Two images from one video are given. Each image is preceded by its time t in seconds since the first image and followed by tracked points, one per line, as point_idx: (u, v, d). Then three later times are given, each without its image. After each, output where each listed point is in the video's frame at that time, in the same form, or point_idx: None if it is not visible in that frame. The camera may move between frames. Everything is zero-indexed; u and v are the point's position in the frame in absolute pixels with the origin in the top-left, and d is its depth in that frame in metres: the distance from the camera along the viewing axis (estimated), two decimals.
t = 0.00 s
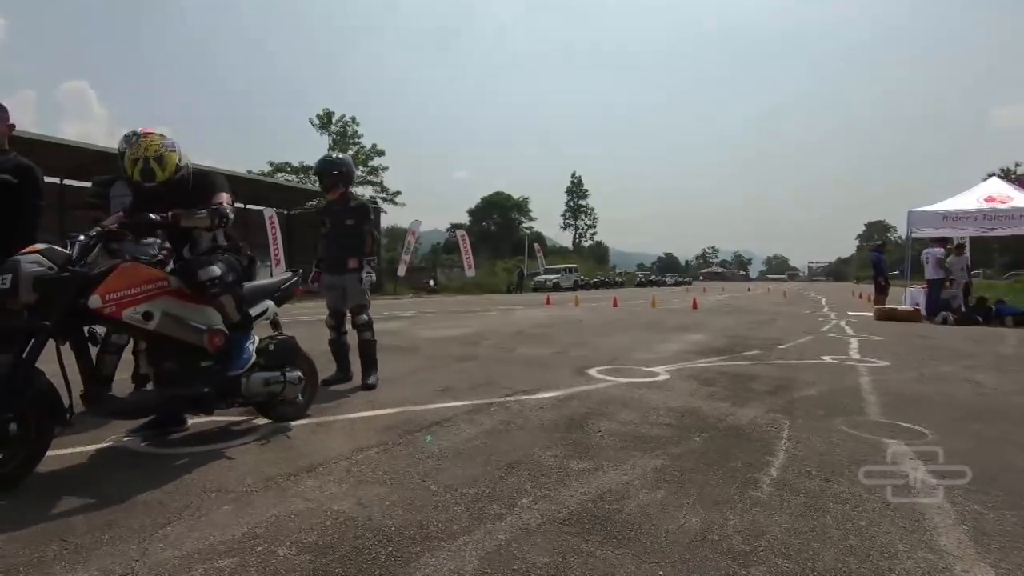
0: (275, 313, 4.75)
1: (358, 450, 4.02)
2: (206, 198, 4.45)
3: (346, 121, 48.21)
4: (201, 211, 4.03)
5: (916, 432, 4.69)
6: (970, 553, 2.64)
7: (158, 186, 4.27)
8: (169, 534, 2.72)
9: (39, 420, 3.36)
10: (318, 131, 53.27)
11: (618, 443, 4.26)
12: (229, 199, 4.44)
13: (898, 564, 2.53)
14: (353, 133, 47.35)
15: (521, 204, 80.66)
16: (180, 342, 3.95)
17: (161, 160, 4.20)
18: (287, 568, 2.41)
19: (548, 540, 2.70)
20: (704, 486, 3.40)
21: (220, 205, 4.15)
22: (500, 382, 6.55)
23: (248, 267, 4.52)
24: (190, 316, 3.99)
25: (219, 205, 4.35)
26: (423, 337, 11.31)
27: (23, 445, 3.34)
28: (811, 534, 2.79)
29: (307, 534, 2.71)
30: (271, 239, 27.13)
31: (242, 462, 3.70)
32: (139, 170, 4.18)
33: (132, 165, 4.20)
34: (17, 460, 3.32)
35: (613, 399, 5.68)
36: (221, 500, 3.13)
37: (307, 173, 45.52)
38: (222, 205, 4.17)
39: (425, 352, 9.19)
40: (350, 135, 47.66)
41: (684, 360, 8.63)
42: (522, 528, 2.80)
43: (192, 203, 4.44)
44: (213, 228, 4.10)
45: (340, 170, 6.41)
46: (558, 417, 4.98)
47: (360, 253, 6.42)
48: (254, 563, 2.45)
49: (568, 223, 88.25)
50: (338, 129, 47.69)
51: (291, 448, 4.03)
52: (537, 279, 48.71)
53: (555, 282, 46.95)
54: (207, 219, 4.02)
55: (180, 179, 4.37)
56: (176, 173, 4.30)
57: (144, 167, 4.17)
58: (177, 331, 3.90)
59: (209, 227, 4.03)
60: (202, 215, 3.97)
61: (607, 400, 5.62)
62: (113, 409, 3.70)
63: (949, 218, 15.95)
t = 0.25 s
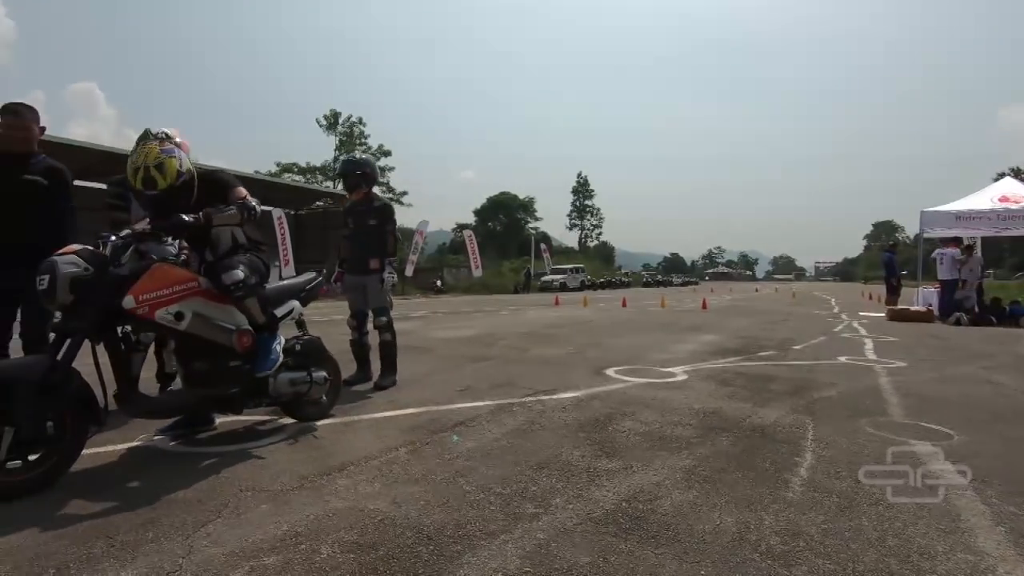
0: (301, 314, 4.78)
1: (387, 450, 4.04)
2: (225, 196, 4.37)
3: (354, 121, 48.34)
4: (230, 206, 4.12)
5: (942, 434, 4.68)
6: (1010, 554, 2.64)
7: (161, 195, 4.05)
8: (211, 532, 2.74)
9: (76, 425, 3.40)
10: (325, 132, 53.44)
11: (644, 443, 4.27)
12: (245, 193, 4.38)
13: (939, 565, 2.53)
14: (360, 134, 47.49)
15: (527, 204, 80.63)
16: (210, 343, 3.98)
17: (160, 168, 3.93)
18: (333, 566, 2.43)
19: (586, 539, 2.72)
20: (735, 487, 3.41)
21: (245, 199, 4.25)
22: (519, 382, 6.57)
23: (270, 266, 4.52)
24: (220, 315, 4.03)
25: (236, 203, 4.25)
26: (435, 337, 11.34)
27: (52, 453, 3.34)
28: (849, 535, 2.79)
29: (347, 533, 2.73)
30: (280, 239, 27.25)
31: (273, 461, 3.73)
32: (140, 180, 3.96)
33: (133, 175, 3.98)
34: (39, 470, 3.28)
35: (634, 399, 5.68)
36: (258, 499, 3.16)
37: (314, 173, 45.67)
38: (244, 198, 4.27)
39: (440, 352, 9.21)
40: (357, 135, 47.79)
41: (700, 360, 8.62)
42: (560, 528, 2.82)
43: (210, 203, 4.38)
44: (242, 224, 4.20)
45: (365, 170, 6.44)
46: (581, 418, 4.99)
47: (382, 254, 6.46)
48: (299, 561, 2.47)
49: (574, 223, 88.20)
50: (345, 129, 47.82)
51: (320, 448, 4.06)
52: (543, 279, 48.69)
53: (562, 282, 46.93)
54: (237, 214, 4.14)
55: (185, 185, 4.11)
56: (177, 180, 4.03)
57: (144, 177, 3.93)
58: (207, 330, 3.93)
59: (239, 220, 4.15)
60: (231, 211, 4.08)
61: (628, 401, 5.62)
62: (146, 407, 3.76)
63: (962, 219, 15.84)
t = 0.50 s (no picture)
0: (343, 313, 4.87)
1: (432, 448, 4.10)
2: (275, 198, 4.46)
3: (380, 123, 48.84)
4: (278, 212, 4.10)
5: (996, 439, 4.55)
6: None
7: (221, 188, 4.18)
8: (272, 525, 2.83)
9: (135, 420, 3.52)
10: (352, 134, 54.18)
11: (687, 445, 4.25)
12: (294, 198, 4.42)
13: (1007, 572, 2.48)
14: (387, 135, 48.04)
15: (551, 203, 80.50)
16: (256, 341, 4.09)
17: (220, 160, 4.08)
18: (394, 560, 2.49)
19: (640, 539, 2.73)
20: (785, 489, 3.38)
21: (294, 205, 4.24)
22: (554, 383, 6.58)
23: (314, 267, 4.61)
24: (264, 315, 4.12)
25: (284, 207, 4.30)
26: (466, 337, 11.42)
27: (111, 448, 3.45)
28: (908, 540, 2.74)
29: (403, 528, 2.79)
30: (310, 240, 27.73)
31: (323, 458, 3.82)
32: (200, 172, 4.09)
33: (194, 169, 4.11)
34: (100, 464, 3.38)
35: (673, 400, 5.65)
36: (313, 494, 3.24)
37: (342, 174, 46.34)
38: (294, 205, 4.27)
39: (473, 352, 9.28)
40: (384, 137, 48.35)
41: (735, 361, 8.52)
42: (613, 527, 2.83)
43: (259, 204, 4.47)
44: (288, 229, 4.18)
45: (407, 171, 6.54)
46: (621, 418, 4.99)
47: (422, 254, 6.55)
48: (360, 554, 2.54)
49: (599, 223, 87.69)
50: (372, 131, 48.39)
51: (366, 445, 4.13)
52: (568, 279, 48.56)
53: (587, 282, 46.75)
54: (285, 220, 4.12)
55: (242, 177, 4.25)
56: (235, 171, 4.18)
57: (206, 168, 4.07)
58: (255, 329, 4.05)
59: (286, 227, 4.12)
60: (279, 216, 4.06)
61: (667, 402, 5.59)
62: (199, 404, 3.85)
63: (1006, 217, 15.30)
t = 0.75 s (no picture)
0: (397, 312, 4.98)
1: (487, 445, 4.15)
2: (337, 198, 4.56)
3: (419, 125, 49.50)
4: (338, 212, 4.21)
5: None
6: None
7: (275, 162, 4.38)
8: (343, 516, 2.92)
9: (208, 412, 3.69)
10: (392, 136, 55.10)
11: (745, 447, 4.18)
12: (356, 198, 4.48)
13: None
14: (426, 137, 48.67)
15: (589, 203, 79.98)
16: (317, 339, 4.22)
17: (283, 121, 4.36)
18: (463, 553, 2.54)
19: (706, 540, 2.70)
20: (853, 494, 3.29)
21: (353, 206, 4.34)
22: (603, 382, 6.55)
23: (371, 268, 4.73)
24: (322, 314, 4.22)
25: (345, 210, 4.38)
26: (509, 336, 11.48)
27: (187, 438, 3.61)
28: (992, 550, 2.63)
29: (468, 523, 2.84)
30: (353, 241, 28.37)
31: (384, 452, 3.92)
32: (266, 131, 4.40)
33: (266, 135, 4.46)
34: (177, 454, 3.54)
35: (727, 402, 5.55)
36: (378, 487, 3.33)
37: (382, 176, 47.20)
38: (353, 205, 4.37)
39: (517, 351, 9.32)
40: (423, 139, 49.01)
41: (787, 363, 8.30)
42: (677, 528, 2.81)
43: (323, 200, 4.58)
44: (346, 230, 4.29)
45: (461, 170, 6.62)
46: (674, 419, 4.93)
47: (472, 254, 6.65)
48: (430, 547, 2.60)
49: (637, 222, 86.60)
50: (411, 133, 49.07)
51: (423, 441, 4.22)
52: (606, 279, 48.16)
53: (626, 282, 46.26)
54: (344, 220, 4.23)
55: (299, 160, 4.42)
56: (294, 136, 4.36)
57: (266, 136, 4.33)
58: (316, 327, 4.18)
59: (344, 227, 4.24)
60: (339, 216, 4.17)
61: (720, 403, 5.49)
62: (268, 397, 3.97)
63: None
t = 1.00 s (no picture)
0: (462, 312, 5.05)
1: (551, 444, 4.17)
2: (409, 199, 4.74)
3: (465, 126, 50.00)
4: (409, 213, 4.35)
5: None
6: None
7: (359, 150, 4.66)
8: (417, 510, 3.00)
9: (287, 407, 3.86)
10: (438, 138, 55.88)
11: (818, 452, 4.04)
12: (426, 200, 4.64)
13: None
14: (471, 138, 49.18)
15: (634, 201, 78.86)
16: (387, 338, 4.34)
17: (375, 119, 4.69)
18: (539, 550, 2.57)
19: (788, 547, 2.63)
20: (941, 504, 3.13)
21: (423, 207, 4.47)
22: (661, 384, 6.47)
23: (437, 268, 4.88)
24: (393, 313, 4.36)
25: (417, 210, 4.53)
26: (560, 336, 11.47)
27: (268, 432, 3.79)
28: None
29: (541, 521, 2.87)
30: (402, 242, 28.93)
31: (450, 450, 3.99)
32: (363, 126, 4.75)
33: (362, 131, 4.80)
34: (259, 447, 3.72)
35: (793, 405, 5.38)
36: (448, 483, 3.39)
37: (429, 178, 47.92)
38: (422, 205, 4.51)
39: (570, 351, 9.30)
40: (468, 140, 49.49)
41: (853, 366, 7.96)
42: (755, 533, 2.75)
43: (397, 199, 4.76)
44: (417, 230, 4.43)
45: (519, 170, 6.66)
46: (739, 422, 4.82)
47: (529, 254, 6.70)
48: (505, 543, 2.64)
49: (685, 220, 84.76)
50: (457, 134, 49.60)
51: (488, 439, 4.27)
52: (654, 279, 47.36)
53: (674, 282, 45.36)
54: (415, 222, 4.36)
55: (381, 152, 4.63)
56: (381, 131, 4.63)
57: (357, 126, 4.69)
58: (386, 327, 4.30)
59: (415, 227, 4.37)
60: (411, 218, 4.30)
61: (787, 407, 5.32)
62: (340, 395, 4.12)
63: None
